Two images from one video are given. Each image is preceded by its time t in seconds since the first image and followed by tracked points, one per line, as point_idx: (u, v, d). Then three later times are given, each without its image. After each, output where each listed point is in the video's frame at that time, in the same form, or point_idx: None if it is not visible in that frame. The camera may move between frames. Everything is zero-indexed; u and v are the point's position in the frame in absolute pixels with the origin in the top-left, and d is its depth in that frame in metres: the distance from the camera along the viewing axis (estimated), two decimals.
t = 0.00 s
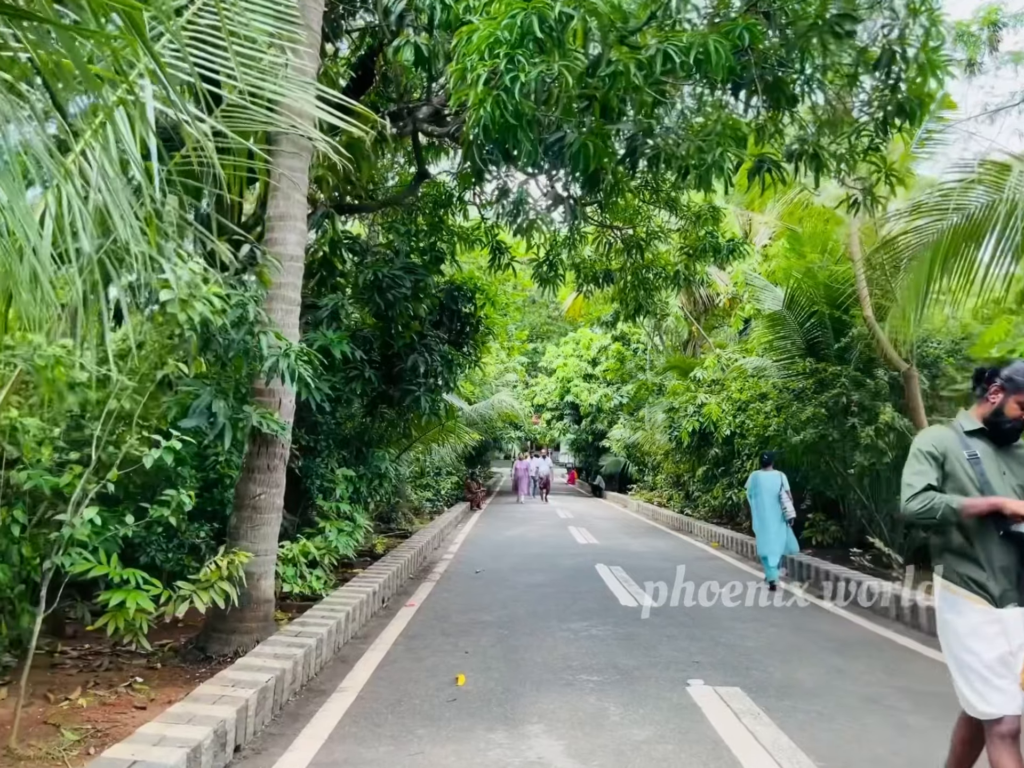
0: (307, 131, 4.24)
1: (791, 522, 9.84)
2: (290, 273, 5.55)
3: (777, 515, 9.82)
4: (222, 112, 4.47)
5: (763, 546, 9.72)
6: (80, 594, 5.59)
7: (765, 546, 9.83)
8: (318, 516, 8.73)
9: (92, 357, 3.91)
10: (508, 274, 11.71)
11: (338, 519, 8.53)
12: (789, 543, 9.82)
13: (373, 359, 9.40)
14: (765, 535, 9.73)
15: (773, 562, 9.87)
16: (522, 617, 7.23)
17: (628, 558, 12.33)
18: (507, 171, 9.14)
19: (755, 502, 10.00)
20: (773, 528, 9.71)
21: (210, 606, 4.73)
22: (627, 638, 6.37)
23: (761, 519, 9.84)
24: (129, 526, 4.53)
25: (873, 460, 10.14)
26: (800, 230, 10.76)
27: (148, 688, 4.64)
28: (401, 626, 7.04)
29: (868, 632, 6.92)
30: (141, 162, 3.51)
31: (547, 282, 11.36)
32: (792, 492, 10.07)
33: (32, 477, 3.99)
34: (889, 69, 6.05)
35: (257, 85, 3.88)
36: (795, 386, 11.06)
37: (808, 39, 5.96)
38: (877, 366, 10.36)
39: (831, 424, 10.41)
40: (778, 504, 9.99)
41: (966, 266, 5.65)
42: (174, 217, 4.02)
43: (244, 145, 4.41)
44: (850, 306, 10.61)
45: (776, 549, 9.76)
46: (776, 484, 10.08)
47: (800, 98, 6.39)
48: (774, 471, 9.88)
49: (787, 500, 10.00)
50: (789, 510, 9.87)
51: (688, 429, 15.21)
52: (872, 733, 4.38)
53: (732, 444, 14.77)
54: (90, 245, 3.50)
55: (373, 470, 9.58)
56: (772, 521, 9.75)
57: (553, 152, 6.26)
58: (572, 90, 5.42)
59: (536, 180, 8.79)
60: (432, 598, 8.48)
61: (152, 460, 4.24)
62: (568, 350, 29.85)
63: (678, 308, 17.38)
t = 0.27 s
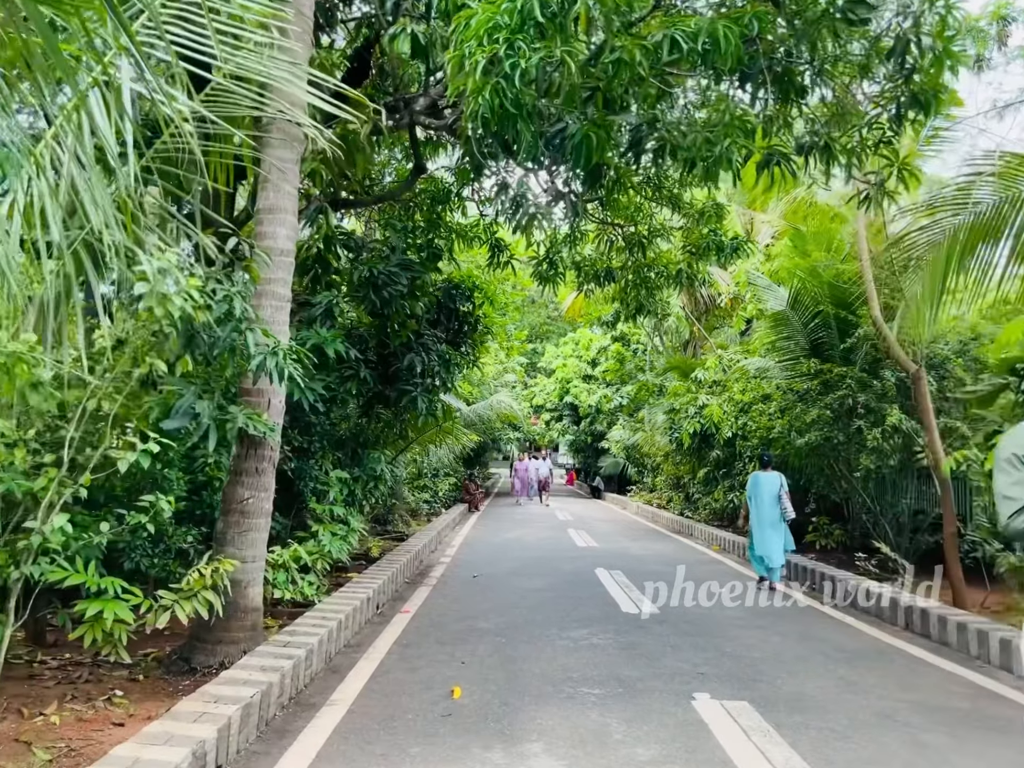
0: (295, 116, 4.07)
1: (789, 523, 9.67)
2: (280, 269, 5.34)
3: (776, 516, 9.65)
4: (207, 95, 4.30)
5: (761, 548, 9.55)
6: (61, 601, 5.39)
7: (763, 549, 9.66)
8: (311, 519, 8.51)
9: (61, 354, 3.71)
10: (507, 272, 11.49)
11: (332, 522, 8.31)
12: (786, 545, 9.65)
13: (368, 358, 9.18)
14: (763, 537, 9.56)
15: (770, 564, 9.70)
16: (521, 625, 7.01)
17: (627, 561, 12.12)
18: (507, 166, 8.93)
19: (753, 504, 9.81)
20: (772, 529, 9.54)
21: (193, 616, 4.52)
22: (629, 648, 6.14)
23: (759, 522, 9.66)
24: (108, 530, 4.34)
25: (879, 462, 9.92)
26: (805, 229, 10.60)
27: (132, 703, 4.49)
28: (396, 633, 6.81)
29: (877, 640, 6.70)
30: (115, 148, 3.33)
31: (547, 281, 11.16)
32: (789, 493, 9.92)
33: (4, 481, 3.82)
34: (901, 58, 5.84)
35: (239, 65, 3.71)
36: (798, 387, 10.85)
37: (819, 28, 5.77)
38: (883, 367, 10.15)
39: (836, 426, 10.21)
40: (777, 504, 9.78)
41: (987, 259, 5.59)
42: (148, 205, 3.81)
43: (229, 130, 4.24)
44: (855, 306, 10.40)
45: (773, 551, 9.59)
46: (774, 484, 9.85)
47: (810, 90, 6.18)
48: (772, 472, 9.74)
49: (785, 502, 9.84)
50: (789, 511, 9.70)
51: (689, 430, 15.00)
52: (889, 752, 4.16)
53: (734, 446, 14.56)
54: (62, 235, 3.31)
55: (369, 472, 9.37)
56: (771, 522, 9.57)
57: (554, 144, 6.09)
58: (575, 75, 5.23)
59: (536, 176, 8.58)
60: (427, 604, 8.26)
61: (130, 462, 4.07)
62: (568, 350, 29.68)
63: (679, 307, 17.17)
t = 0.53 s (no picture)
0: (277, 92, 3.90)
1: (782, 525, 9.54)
2: (265, 258, 5.13)
3: (769, 517, 9.51)
4: (186, 70, 4.12)
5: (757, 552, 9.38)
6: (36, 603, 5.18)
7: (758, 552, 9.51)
8: (301, 519, 8.28)
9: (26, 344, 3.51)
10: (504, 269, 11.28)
11: (322, 522, 8.09)
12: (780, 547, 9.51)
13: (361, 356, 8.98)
14: (758, 540, 9.40)
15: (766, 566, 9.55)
16: (516, 629, 6.79)
17: (625, 563, 11.91)
18: (502, 158, 8.72)
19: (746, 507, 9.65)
20: (767, 532, 9.38)
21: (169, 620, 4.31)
22: (628, 654, 5.93)
23: (753, 524, 9.50)
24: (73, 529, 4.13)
25: (882, 462, 9.72)
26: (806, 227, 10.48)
27: (102, 708, 4.29)
28: (387, 637, 6.60)
29: (883, 646, 6.49)
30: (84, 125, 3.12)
31: (544, 277, 10.94)
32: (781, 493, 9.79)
33: None
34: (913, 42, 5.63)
35: (216, 32, 3.52)
36: (799, 386, 10.65)
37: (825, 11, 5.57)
38: (886, 366, 9.94)
39: (838, 425, 10.00)
40: (769, 505, 9.65)
41: (1003, 248, 5.38)
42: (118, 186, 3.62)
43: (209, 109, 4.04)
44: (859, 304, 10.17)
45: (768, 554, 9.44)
46: (764, 485, 9.71)
47: (815, 76, 5.98)
48: (764, 474, 9.59)
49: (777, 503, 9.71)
50: (781, 512, 9.57)
51: (688, 430, 14.80)
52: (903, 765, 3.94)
53: (733, 446, 14.36)
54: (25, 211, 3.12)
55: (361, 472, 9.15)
56: (766, 524, 9.41)
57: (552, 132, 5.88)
58: (574, 57, 5.02)
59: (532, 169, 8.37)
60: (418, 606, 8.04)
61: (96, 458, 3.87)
62: (565, 350, 29.50)
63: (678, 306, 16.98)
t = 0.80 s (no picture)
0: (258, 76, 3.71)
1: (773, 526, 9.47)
2: (248, 252, 4.90)
3: (759, 519, 9.44)
4: (161, 51, 3.91)
5: (745, 554, 9.36)
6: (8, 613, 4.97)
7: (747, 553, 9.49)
8: (289, 524, 8.06)
9: None
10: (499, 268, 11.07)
11: (312, 527, 7.87)
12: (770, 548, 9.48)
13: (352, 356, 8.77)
14: (747, 542, 9.37)
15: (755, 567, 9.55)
16: (509, 638, 6.57)
17: (622, 567, 11.71)
18: (497, 154, 8.51)
19: (737, 507, 9.58)
20: (756, 535, 9.34)
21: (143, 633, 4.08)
22: (625, 666, 5.71)
23: (743, 526, 9.46)
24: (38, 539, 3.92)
25: (884, 465, 9.52)
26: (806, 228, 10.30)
27: (74, 725, 4.08)
28: (376, 647, 6.36)
29: (888, 657, 6.28)
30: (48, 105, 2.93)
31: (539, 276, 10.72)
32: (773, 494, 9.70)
33: None
34: (921, 32, 5.43)
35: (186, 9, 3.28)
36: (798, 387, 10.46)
37: (831, 0, 5.38)
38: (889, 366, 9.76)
39: (839, 428, 9.81)
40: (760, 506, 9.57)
41: (1016, 245, 5.38)
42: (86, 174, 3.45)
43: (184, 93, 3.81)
44: (861, 304, 10.01)
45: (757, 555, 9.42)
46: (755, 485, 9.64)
47: (819, 68, 5.79)
48: (756, 475, 9.50)
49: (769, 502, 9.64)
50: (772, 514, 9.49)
51: (686, 432, 14.61)
52: None
53: (731, 449, 14.17)
54: None
55: (352, 474, 8.94)
56: (755, 526, 9.37)
57: (547, 125, 5.67)
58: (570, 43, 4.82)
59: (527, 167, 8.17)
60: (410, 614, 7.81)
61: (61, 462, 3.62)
62: (561, 351, 29.31)
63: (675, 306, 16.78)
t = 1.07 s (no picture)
0: (242, 49, 3.52)
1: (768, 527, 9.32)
2: (234, 242, 4.70)
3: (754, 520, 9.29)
4: (139, 24, 3.72)
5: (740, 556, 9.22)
6: None
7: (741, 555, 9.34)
8: (280, 525, 7.85)
9: None
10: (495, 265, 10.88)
11: (303, 529, 7.66)
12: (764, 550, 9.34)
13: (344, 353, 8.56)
14: (741, 544, 9.23)
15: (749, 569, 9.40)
16: (506, 643, 6.37)
17: (620, 569, 11.52)
18: (492, 146, 8.31)
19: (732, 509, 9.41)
20: (751, 537, 9.18)
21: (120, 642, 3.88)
22: (626, 672, 5.51)
23: (738, 527, 9.29)
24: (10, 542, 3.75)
25: (887, 465, 9.35)
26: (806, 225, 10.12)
27: (48, 738, 3.86)
28: (369, 652, 6.15)
29: (897, 661, 6.10)
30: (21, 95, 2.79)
31: (536, 273, 10.53)
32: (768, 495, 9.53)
33: None
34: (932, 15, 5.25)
35: None
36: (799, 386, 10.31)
37: None
38: (891, 364, 9.59)
39: (841, 427, 9.65)
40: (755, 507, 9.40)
41: None
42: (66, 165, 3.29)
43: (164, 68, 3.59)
44: (862, 300, 9.86)
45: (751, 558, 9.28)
46: (750, 485, 9.48)
47: (826, 54, 5.60)
48: (752, 476, 9.33)
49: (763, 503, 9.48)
50: (767, 516, 9.33)
51: (684, 433, 14.43)
52: None
53: (730, 449, 14.01)
54: None
55: (345, 475, 8.73)
56: (750, 528, 9.20)
57: (545, 112, 5.48)
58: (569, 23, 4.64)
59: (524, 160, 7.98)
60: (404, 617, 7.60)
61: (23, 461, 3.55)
62: (557, 351, 29.13)
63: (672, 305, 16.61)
